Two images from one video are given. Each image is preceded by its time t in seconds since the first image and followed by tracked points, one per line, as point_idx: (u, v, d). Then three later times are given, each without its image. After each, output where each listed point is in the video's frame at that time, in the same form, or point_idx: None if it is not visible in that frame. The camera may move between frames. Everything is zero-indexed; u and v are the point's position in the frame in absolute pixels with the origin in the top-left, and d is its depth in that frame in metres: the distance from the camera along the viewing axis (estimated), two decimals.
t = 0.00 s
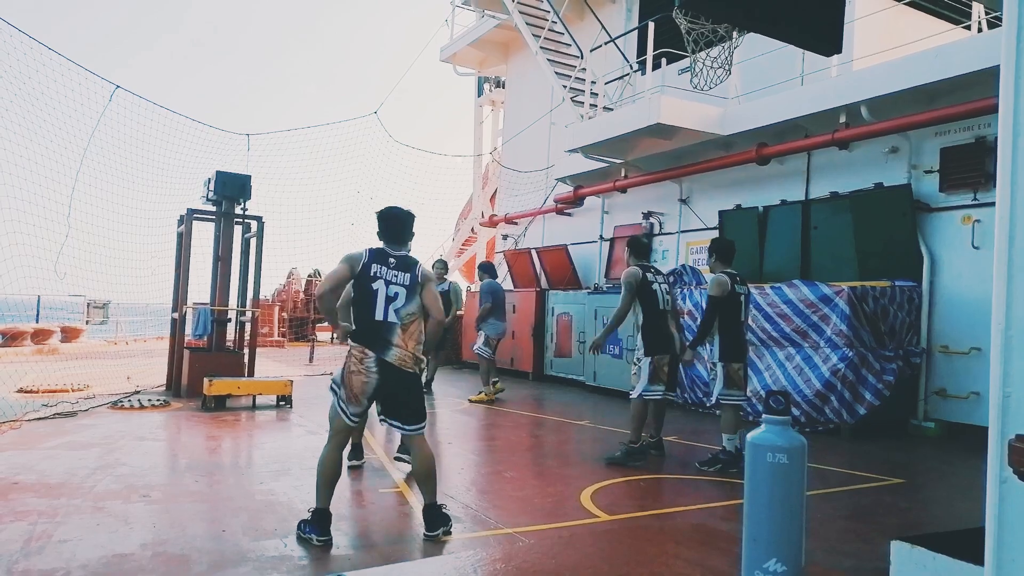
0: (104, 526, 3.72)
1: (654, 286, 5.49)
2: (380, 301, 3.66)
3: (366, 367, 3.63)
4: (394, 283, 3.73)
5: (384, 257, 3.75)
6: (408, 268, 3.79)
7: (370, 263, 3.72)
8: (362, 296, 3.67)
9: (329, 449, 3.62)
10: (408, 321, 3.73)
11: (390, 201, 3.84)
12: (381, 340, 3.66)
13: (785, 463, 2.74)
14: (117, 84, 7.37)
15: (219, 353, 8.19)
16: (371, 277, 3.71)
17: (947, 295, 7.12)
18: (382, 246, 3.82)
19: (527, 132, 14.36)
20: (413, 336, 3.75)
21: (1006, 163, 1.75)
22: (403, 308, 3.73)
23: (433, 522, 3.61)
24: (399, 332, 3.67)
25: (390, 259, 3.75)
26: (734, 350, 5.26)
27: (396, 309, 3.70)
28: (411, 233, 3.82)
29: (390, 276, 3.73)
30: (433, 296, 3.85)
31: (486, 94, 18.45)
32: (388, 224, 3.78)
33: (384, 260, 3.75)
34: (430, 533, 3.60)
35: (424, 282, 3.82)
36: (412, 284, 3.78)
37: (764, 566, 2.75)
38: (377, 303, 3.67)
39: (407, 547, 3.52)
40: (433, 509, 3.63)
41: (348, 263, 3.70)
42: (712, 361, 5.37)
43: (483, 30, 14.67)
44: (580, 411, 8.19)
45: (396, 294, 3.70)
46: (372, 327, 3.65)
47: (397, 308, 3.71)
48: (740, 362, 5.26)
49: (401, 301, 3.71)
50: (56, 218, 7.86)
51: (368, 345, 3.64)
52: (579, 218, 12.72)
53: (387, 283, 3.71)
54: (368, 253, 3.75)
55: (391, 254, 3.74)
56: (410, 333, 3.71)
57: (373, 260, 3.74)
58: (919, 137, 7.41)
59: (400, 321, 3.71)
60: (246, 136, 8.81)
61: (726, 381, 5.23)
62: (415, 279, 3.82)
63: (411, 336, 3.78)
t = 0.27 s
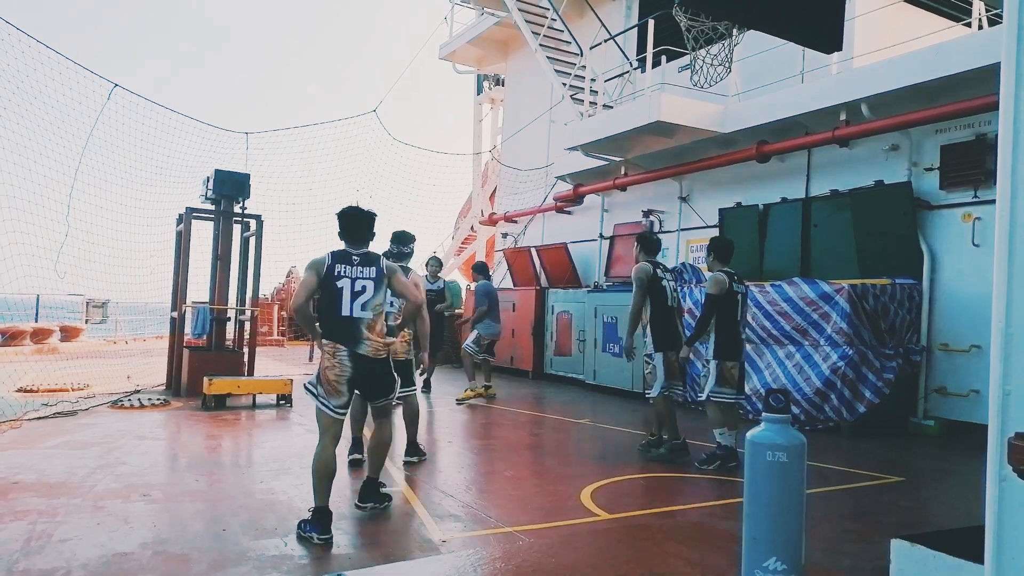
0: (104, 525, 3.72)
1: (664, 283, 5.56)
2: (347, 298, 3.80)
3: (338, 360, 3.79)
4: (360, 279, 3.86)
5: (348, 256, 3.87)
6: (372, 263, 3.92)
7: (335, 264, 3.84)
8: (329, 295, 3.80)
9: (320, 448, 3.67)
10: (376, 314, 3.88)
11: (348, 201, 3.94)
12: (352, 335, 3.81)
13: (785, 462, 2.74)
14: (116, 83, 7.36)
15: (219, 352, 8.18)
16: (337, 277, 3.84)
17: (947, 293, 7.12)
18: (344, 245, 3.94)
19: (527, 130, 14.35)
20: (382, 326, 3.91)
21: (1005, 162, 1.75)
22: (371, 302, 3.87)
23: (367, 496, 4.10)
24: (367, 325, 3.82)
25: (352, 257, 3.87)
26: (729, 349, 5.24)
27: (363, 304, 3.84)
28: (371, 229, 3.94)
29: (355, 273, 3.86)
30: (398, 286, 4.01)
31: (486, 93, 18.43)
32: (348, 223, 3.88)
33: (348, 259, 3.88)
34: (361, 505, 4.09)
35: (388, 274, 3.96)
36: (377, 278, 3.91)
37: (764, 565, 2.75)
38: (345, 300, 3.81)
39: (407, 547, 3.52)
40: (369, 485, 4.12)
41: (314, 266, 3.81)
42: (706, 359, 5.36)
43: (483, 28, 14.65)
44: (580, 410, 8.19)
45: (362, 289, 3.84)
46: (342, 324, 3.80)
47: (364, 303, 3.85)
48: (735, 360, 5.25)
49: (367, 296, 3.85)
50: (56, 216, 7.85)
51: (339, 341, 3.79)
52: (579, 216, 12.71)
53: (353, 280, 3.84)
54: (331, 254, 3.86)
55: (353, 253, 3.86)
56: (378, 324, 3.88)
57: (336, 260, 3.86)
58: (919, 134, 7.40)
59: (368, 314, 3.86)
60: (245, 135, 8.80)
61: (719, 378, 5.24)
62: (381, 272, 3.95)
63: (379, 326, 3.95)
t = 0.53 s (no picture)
0: (102, 525, 3.70)
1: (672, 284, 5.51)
2: (335, 306, 3.88)
3: (323, 364, 3.89)
4: (350, 289, 3.94)
5: (339, 266, 3.95)
6: (362, 273, 4.00)
7: (326, 273, 3.93)
8: (318, 303, 3.89)
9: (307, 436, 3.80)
10: (364, 323, 3.94)
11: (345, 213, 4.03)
12: (337, 342, 3.89)
13: (784, 461, 2.73)
14: (115, 82, 7.35)
15: (218, 352, 8.17)
16: (328, 286, 3.93)
17: (947, 293, 7.11)
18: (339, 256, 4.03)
19: (527, 130, 14.34)
20: (370, 334, 3.97)
21: (1007, 161, 1.74)
22: (360, 311, 3.94)
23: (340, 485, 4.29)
24: (353, 333, 3.89)
25: (344, 268, 3.95)
26: (723, 348, 5.24)
27: (351, 313, 3.91)
28: (364, 240, 4.00)
29: (345, 283, 3.94)
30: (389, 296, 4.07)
31: (486, 92, 18.42)
32: (342, 234, 3.97)
33: (340, 269, 3.97)
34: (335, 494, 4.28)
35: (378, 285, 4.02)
36: (367, 288, 3.98)
37: (764, 565, 2.74)
38: (333, 309, 3.88)
39: (406, 546, 3.51)
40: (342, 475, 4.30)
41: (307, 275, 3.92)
42: (701, 359, 5.34)
43: (483, 28, 14.64)
44: (579, 410, 8.18)
45: (351, 298, 3.91)
46: (328, 331, 3.88)
47: (353, 312, 3.93)
48: (729, 361, 5.24)
49: (356, 306, 3.92)
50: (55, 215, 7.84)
51: (325, 347, 3.88)
52: (579, 216, 12.70)
53: (343, 290, 3.92)
54: (324, 264, 3.96)
55: (345, 263, 3.94)
56: (365, 333, 3.93)
57: (329, 270, 3.95)
58: (919, 134, 7.40)
59: (356, 323, 3.93)
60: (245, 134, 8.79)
61: (714, 378, 5.24)
62: (370, 283, 4.03)
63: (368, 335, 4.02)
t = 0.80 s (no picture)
0: (104, 526, 3.71)
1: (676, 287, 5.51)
2: (335, 294, 4.24)
3: (321, 346, 4.24)
4: (347, 278, 4.32)
5: (337, 257, 4.33)
6: (358, 263, 4.38)
7: (324, 263, 4.30)
8: (318, 291, 4.25)
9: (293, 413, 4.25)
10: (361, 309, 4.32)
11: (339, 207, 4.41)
12: (336, 326, 4.25)
13: (785, 462, 2.74)
14: (116, 83, 7.36)
15: (219, 352, 8.18)
16: (326, 276, 4.30)
17: (947, 294, 7.12)
18: (333, 247, 4.40)
19: (527, 131, 14.36)
20: (366, 319, 4.35)
21: (1006, 163, 1.75)
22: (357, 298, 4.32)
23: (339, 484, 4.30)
24: (351, 317, 4.26)
25: (341, 258, 4.33)
26: (723, 350, 5.25)
27: (350, 300, 4.28)
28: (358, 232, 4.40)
29: (343, 272, 4.32)
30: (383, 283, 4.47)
31: (486, 93, 18.43)
32: (338, 227, 4.36)
33: (337, 259, 4.34)
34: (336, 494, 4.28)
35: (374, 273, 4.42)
36: (364, 277, 4.36)
37: (765, 566, 2.75)
38: (332, 296, 4.24)
39: (408, 547, 3.52)
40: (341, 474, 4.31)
41: (305, 265, 4.28)
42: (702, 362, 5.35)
43: (483, 29, 14.66)
44: (580, 411, 8.18)
45: (349, 286, 4.29)
46: (327, 317, 4.23)
47: (350, 299, 4.31)
48: (729, 362, 5.24)
49: (354, 293, 4.30)
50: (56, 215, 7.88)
51: (324, 331, 4.24)
52: (579, 217, 12.72)
53: (341, 279, 4.30)
54: (321, 254, 4.33)
55: (342, 253, 4.32)
56: (362, 317, 4.31)
57: (326, 260, 4.32)
58: (919, 136, 7.41)
59: (354, 309, 4.30)
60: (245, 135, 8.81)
61: (716, 381, 5.23)
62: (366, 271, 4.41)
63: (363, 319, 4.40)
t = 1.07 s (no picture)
0: (103, 526, 3.71)
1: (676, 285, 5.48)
2: (303, 305, 4.42)
3: (297, 354, 4.47)
4: (316, 287, 4.45)
5: (309, 268, 4.48)
6: (329, 272, 4.48)
7: (297, 274, 4.48)
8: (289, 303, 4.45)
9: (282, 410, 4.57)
10: (330, 318, 4.45)
11: (313, 218, 4.51)
12: (307, 335, 4.44)
13: (785, 461, 2.73)
14: (115, 82, 7.35)
15: (219, 352, 8.17)
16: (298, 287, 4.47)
17: (947, 293, 7.12)
18: (310, 256, 4.55)
19: (527, 130, 14.34)
20: (337, 326, 4.48)
21: (1005, 162, 1.75)
22: (326, 307, 4.45)
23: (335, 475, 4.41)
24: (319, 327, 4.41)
25: (311, 269, 4.46)
26: (724, 349, 5.24)
27: (317, 310, 4.43)
28: (327, 241, 4.47)
29: (313, 283, 4.45)
30: (354, 292, 4.53)
31: (485, 92, 18.41)
32: (311, 238, 4.49)
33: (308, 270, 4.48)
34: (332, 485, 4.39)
35: (345, 282, 4.49)
36: (333, 286, 4.45)
37: (764, 566, 2.74)
38: (301, 307, 4.43)
39: (407, 546, 3.52)
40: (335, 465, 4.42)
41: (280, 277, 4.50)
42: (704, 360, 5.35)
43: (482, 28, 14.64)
44: (579, 410, 8.17)
45: (317, 297, 4.43)
46: (298, 327, 4.43)
47: (319, 309, 4.45)
48: (732, 361, 5.23)
49: (322, 303, 4.43)
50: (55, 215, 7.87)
51: (296, 340, 4.44)
52: (579, 216, 12.70)
53: (310, 289, 4.44)
54: (295, 266, 4.51)
55: (311, 264, 4.45)
56: (332, 326, 4.44)
57: (300, 271, 4.49)
58: (919, 134, 7.40)
59: (323, 318, 4.44)
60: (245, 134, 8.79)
61: (718, 380, 5.23)
62: (337, 279, 4.49)
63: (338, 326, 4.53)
